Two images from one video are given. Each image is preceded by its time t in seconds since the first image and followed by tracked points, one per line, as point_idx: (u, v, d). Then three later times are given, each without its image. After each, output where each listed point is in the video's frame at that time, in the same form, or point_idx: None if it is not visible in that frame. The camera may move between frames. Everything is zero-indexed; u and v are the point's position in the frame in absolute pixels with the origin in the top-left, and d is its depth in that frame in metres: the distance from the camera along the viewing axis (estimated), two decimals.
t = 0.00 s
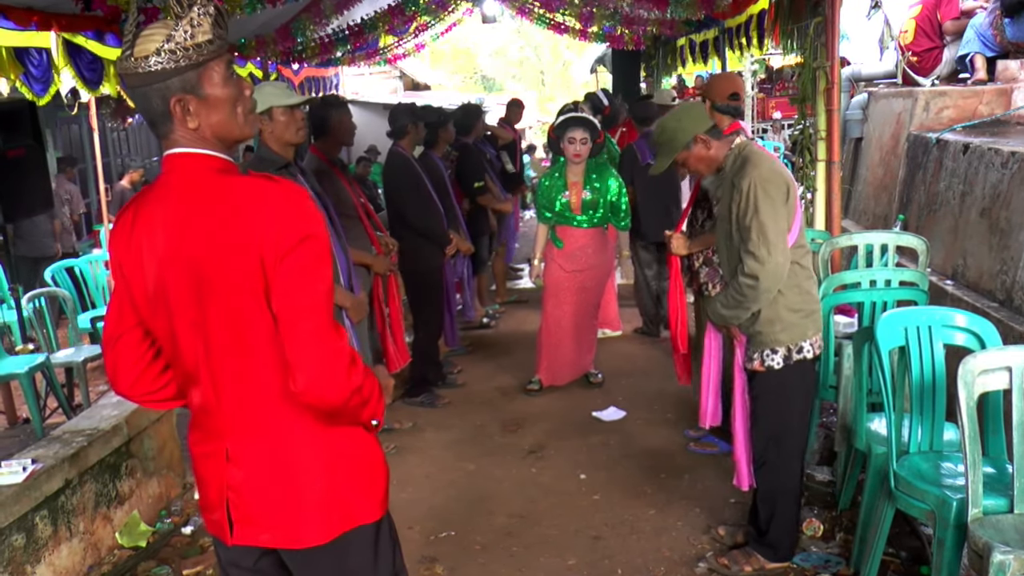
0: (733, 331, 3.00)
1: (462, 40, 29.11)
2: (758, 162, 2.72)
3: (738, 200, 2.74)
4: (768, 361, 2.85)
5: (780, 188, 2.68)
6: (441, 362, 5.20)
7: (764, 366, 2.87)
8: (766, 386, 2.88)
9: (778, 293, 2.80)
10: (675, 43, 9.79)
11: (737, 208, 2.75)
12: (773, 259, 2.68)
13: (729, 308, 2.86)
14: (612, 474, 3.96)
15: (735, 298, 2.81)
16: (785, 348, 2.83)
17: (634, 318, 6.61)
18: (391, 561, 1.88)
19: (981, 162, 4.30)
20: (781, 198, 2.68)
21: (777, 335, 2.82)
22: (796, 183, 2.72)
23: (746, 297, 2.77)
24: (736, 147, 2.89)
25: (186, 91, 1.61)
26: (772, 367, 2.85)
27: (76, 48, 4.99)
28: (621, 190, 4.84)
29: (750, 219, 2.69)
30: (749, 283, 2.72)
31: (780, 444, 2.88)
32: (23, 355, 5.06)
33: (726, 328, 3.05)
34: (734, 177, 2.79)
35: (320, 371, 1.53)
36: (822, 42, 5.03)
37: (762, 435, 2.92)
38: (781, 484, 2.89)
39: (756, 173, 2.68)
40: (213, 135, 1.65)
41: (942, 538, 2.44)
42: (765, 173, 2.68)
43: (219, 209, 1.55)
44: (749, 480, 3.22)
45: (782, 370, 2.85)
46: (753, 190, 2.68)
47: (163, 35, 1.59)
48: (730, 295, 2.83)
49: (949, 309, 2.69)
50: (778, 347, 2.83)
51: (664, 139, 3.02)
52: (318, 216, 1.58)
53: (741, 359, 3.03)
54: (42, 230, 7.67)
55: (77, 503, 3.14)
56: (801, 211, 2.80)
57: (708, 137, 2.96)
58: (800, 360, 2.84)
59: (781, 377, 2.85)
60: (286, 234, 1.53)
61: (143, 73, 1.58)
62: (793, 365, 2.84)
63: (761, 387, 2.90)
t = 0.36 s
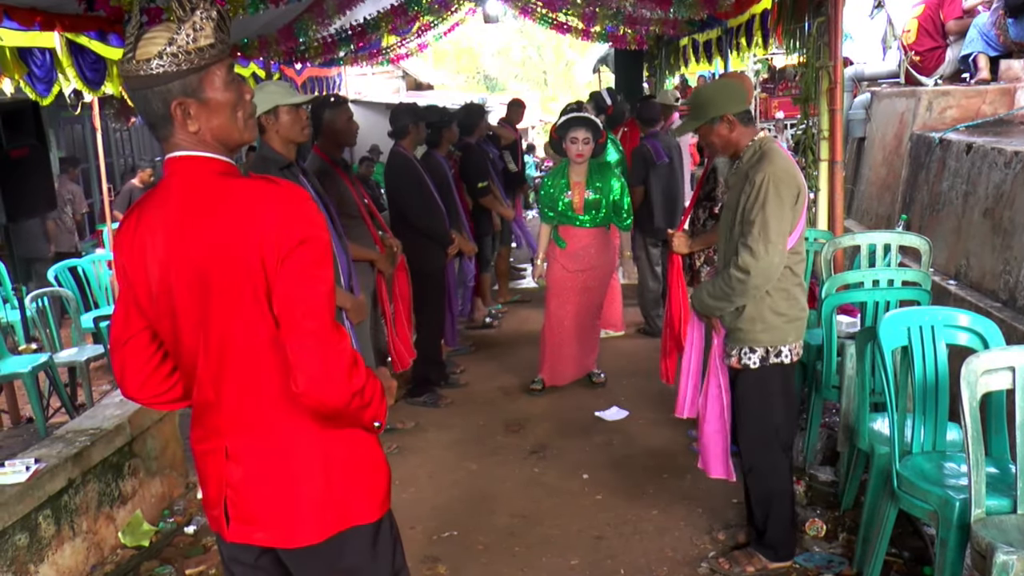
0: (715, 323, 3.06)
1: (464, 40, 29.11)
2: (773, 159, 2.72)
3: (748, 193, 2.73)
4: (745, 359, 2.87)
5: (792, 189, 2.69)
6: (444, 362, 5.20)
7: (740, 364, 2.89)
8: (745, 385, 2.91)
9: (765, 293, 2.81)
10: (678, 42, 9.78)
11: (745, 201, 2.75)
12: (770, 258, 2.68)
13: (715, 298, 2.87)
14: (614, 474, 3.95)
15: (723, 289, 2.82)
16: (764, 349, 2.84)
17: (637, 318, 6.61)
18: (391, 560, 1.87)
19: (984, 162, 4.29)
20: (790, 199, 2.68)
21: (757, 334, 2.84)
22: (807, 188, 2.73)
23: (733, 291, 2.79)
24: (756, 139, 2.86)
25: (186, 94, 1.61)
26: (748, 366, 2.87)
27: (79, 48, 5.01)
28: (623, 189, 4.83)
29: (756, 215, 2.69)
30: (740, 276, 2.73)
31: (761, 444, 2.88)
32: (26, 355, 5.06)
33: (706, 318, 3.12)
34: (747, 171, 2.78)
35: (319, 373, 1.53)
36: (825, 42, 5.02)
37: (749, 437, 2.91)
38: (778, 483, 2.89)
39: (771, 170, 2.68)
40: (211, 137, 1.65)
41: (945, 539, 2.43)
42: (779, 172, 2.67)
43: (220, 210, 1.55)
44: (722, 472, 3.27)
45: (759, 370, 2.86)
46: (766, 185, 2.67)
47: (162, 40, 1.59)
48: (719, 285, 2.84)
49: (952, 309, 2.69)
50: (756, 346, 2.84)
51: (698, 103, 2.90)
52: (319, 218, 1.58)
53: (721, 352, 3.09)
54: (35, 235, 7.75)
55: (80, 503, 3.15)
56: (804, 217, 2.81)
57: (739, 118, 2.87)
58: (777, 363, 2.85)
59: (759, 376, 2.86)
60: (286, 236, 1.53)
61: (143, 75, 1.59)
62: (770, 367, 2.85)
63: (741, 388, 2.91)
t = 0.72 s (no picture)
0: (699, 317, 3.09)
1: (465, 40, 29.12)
2: (776, 163, 2.70)
3: (746, 194, 2.73)
4: (729, 360, 2.89)
5: (790, 196, 2.69)
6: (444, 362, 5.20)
7: (726, 365, 2.90)
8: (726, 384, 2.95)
9: (752, 295, 2.83)
10: (679, 43, 9.78)
11: (743, 203, 2.74)
12: (760, 261, 2.69)
13: (704, 297, 2.88)
14: (615, 474, 3.95)
15: (711, 288, 2.83)
16: (748, 351, 2.85)
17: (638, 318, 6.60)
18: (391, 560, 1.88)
19: (986, 162, 4.29)
20: (787, 204, 2.69)
21: (742, 336, 2.86)
22: (804, 194, 2.74)
23: (720, 291, 2.80)
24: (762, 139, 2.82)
25: (221, 93, 1.63)
26: (732, 367, 2.88)
27: (81, 49, 5.07)
28: (624, 190, 4.83)
29: (752, 218, 2.68)
30: (730, 276, 2.74)
31: (755, 446, 2.88)
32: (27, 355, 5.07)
33: (695, 316, 3.15)
34: (747, 172, 2.77)
35: (321, 377, 1.54)
36: (826, 42, 5.02)
37: (741, 439, 2.90)
38: (775, 484, 2.89)
39: (772, 174, 2.67)
40: (227, 143, 1.67)
41: (946, 539, 2.43)
42: (780, 177, 2.67)
43: (222, 214, 1.55)
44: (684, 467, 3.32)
45: (744, 371, 2.87)
46: (766, 189, 2.66)
47: (203, 39, 1.59)
48: (708, 284, 2.85)
49: (954, 309, 2.69)
50: (741, 348, 2.86)
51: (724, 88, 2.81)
52: (323, 222, 1.58)
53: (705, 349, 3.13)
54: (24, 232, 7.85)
55: (81, 503, 3.15)
56: (801, 221, 2.82)
57: (756, 117, 2.81)
58: (762, 366, 2.85)
59: (745, 376, 2.87)
60: (288, 242, 1.53)
61: (186, 70, 1.57)
62: (756, 369, 2.86)
63: (727, 388, 2.93)
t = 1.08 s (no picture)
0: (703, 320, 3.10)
1: (466, 41, 29.12)
2: (772, 160, 2.70)
3: (742, 191, 2.73)
4: (729, 358, 2.89)
5: (786, 192, 2.69)
6: (445, 362, 5.20)
7: (724, 363, 2.91)
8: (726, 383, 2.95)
9: (751, 293, 2.83)
10: (680, 43, 9.77)
11: (740, 199, 2.74)
12: (756, 259, 2.69)
13: (701, 295, 2.89)
14: (616, 475, 3.95)
15: (708, 286, 2.84)
16: (747, 350, 2.85)
17: (639, 318, 6.60)
18: (393, 560, 1.88)
19: (986, 162, 4.29)
20: (783, 202, 2.68)
21: (741, 334, 2.85)
22: (802, 191, 2.73)
23: (717, 289, 2.80)
24: (762, 138, 2.82)
25: (229, 88, 1.63)
26: (731, 365, 2.89)
27: (82, 49, 5.05)
28: (624, 190, 4.84)
29: (749, 215, 2.68)
30: (726, 274, 2.74)
31: (757, 446, 2.87)
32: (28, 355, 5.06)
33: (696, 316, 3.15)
34: (744, 169, 2.77)
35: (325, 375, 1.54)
36: (827, 42, 5.02)
37: (742, 439, 2.90)
38: (775, 484, 2.89)
39: (768, 171, 2.67)
40: (235, 138, 1.67)
41: (947, 539, 2.43)
42: (777, 174, 2.67)
43: (226, 212, 1.55)
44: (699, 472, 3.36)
45: (743, 370, 2.87)
46: (762, 187, 2.66)
47: (210, 33, 1.58)
48: (705, 282, 2.85)
49: (955, 309, 2.69)
50: (740, 347, 2.86)
51: (729, 86, 2.79)
52: (327, 221, 1.58)
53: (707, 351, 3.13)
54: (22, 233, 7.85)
55: (82, 502, 3.15)
56: (801, 218, 2.82)
57: (757, 115, 2.81)
58: (761, 365, 2.85)
59: (745, 375, 2.87)
60: (292, 240, 1.53)
61: (196, 64, 1.56)
62: (755, 368, 2.86)
63: (728, 387, 2.93)
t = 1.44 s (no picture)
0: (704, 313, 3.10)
1: (467, 41, 29.12)
2: (775, 156, 2.70)
3: (744, 186, 2.73)
4: (727, 354, 2.89)
5: (787, 188, 2.69)
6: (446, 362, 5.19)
7: (722, 358, 2.91)
8: (725, 379, 2.95)
9: (750, 290, 2.83)
10: (681, 43, 9.77)
11: (741, 195, 2.74)
12: (756, 253, 2.69)
13: (701, 289, 2.88)
14: (616, 475, 3.95)
15: (708, 280, 2.83)
16: (745, 346, 2.85)
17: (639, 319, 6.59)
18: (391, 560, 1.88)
19: (987, 162, 4.29)
20: (783, 198, 2.69)
21: (739, 331, 2.85)
22: (803, 189, 2.74)
23: (716, 283, 2.80)
24: (766, 135, 2.81)
25: (237, 89, 1.63)
26: (729, 362, 2.89)
27: (82, 48, 5.05)
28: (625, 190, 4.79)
29: (749, 211, 2.68)
30: (726, 268, 2.74)
31: (756, 446, 2.87)
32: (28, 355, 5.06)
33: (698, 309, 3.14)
34: (747, 165, 2.77)
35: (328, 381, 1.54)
36: (827, 42, 5.02)
37: (742, 439, 2.90)
38: (774, 483, 2.89)
39: (770, 167, 2.67)
40: (241, 141, 1.67)
41: (948, 539, 2.43)
42: (779, 171, 2.67)
43: (232, 216, 1.55)
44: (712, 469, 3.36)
45: (739, 365, 2.88)
46: (764, 182, 2.66)
47: (220, 35, 1.59)
48: (705, 277, 2.84)
49: (955, 309, 2.69)
50: (738, 342, 2.86)
51: (736, 84, 2.79)
52: (333, 227, 1.58)
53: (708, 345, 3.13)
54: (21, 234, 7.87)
55: (83, 502, 3.15)
56: (802, 217, 2.81)
57: (763, 114, 2.80)
58: (758, 362, 2.85)
59: (744, 372, 2.87)
60: (299, 246, 1.53)
61: (205, 64, 1.56)
62: (752, 364, 2.86)
63: (727, 385, 2.92)
